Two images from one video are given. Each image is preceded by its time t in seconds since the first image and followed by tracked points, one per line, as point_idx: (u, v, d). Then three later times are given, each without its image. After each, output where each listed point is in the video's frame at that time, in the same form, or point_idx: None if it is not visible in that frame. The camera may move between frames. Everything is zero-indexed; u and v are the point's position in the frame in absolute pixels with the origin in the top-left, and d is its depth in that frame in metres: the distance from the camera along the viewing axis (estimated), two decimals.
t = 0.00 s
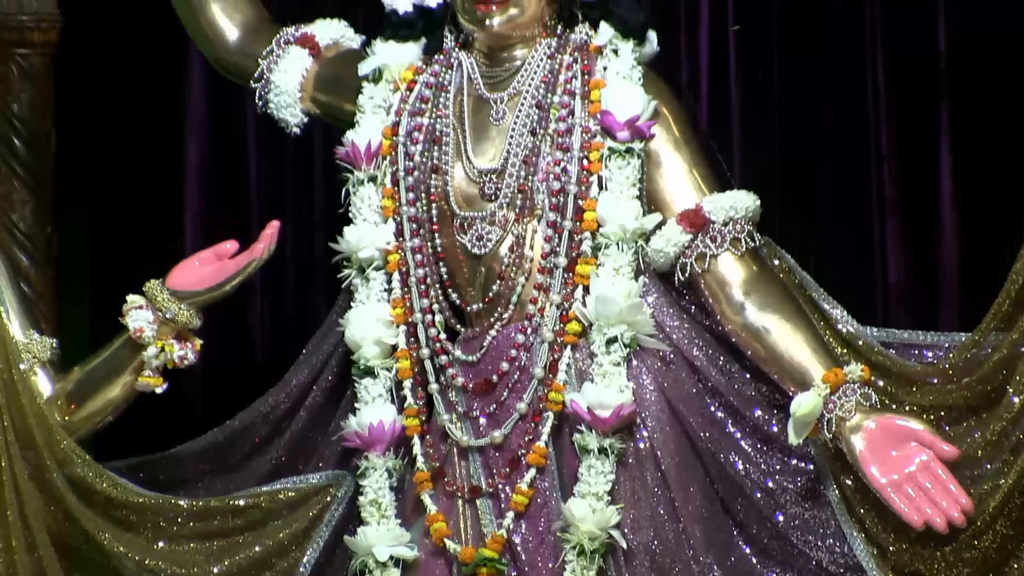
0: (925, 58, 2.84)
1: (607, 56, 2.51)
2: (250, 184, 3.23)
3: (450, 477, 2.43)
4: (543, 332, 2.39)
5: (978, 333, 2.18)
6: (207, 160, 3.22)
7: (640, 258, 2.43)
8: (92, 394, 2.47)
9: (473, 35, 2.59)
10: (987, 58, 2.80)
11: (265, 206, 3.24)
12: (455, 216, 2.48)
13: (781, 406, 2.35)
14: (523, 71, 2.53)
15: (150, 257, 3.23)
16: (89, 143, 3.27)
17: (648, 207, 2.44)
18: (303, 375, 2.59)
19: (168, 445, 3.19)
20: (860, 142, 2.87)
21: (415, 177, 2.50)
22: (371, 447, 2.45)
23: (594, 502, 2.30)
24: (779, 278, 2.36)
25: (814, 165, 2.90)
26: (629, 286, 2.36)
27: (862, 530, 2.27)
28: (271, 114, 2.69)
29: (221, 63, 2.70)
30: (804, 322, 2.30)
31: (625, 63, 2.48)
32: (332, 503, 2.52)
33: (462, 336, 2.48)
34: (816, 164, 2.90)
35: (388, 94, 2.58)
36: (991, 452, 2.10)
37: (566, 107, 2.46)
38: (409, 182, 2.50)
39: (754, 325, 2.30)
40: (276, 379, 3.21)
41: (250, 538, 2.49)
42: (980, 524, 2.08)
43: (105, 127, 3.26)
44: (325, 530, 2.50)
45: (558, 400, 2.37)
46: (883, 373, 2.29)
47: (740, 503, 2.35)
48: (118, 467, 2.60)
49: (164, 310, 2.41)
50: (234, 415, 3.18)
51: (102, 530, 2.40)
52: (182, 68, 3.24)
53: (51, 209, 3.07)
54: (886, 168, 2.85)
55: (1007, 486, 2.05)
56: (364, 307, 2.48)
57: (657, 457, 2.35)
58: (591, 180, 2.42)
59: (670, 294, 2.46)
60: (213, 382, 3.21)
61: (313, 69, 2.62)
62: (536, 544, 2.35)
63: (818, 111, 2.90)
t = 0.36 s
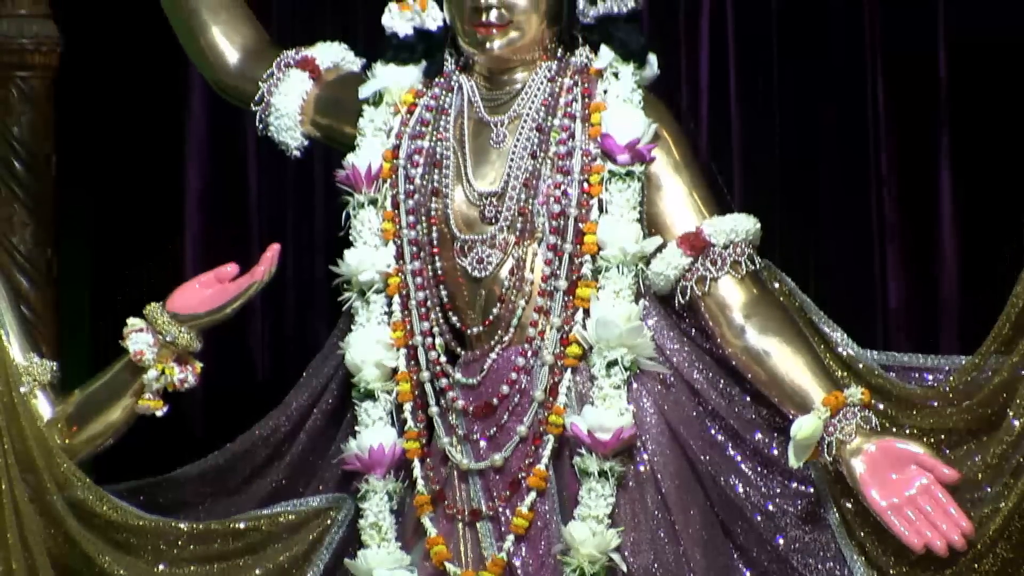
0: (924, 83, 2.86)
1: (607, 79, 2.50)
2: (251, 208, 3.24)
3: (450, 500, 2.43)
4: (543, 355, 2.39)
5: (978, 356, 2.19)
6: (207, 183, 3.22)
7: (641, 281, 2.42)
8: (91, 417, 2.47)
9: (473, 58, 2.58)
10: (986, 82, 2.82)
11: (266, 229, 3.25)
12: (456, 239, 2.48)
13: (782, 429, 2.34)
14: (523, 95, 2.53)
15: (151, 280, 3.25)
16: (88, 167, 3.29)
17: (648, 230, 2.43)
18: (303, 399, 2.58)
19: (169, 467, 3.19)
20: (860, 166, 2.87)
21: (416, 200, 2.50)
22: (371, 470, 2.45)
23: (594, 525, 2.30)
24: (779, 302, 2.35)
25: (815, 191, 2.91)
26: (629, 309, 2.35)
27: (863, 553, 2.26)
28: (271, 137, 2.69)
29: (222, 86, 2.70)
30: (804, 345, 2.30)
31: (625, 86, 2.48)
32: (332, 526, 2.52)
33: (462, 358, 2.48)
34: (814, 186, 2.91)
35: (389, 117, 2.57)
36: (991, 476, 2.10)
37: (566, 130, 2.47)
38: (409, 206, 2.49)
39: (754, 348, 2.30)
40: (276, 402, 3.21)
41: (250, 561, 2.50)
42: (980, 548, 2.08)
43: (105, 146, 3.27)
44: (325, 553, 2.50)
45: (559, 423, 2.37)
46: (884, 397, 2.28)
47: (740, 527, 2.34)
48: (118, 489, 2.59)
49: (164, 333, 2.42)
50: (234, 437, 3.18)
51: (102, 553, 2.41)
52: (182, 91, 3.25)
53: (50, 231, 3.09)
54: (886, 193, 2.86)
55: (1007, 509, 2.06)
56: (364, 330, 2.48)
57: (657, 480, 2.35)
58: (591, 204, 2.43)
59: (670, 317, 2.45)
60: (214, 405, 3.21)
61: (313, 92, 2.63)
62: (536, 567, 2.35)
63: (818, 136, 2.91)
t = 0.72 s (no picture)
0: (925, 111, 2.88)
1: (608, 107, 2.49)
2: (251, 235, 3.26)
3: (451, 528, 2.43)
4: (545, 382, 2.39)
5: (978, 384, 2.17)
6: (209, 211, 3.24)
7: (642, 308, 2.42)
8: (91, 445, 2.47)
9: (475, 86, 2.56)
10: (986, 111, 2.83)
11: (270, 258, 3.27)
12: (456, 266, 2.47)
13: (783, 457, 2.33)
14: (524, 123, 2.52)
15: (153, 306, 3.29)
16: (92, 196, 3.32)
17: (648, 257, 2.43)
18: (304, 426, 2.59)
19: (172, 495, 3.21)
20: (860, 194, 2.93)
21: (417, 227, 2.50)
22: (372, 497, 2.45)
23: (594, 552, 2.31)
24: (780, 330, 2.34)
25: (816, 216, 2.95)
26: (630, 336, 2.34)
27: None
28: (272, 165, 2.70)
29: (224, 113, 2.71)
30: (805, 373, 2.29)
31: (626, 114, 2.46)
32: (332, 553, 2.52)
33: (463, 386, 2.47)
34: (817, 211, 2.95)
35: (390, 145, 2.58)
36: (992, 503, 2.09)
37: (567, 158, 2.45)
38: (410, 233, 2.50)
39: (755, 375, 2.29)
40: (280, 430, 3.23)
41: None
42: None
43: (103, 171, 3.31)
44: None
45: (559, 451, 2.36)
46: (884, 425, 2.28)
47: (741, 554, 2.34)
48: (120, 517, 2.60)
49: (165, 360, 2.42)
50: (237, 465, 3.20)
51: None
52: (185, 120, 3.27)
53: (53, 258, 3.13)
54: (887, 219, 2.90)
55: (1008, 537, 2.04)
56: (366, 357, 2.48)
57: (658, 508, 2.35)
58: (592, 231, 2.41)
59: (671, 343, 2.44)
60: (217, 433, 3.23)
61: (313, 120, 2.64)
62: None
63: (819, 164, 2.95)
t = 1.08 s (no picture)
0: (926, 141, 2.89)
1: (607, 134, 2.50)
2: (251, 262, 3.27)
3: (451, 554, 2.42)
4: (544, 409, 2.39)
5: (978, 411, 2.17)
6: (209, 237, 3.26)
7: (642, 335, 2.42)
8: (91, 471, 2.47)
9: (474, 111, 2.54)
10: (986, 138, 2.85)
11: (269, 284, 3.28)
12: (456, 293, 2.47)
13: (783, 484, 2.33)
14: (523, 149, 2.52)
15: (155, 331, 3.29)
16: (93, 229, 3.33)
17: (648, 284, 2.43)
18: (303, 453, 2.59)
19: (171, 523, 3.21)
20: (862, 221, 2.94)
21: (416, 254, 2.50)
22: (372, 524, 2.45)
23: None
24: (780, 356, 2.34)
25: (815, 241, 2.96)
26: (630, 363, 2.35)
27: None
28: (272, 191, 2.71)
29: (222, 140, 2.72)
30: (804, 400, 2.29)
31: (626, 141, 2.47)
32: None
33: (463, 413, 2.46)
34: (820, 238, 2.96)
35: (389, 171, 2.58)
36: (992, 530, 2.08)
37: (567, 184, 2.45)
38: (410, 259, 2.50)
39: (755, 402, 2.29)
40: (279, 456, 3.23)
41: None
42: None
43: (107, 198, 3.32)
44: None
45: (559, 477, 2.36)
46: (884, 451, 2.28)
47: None
48: (118, 543, 2.58)
49: (166, 387, 2.42)
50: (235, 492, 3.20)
51: None
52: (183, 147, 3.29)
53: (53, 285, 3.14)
54: (887, 246, 2.90)
55: (1008, 563, 2.04)
56: (365, 384, 2.49)
57: (659, 534, 2.35)
58: (591, 258, 2.41)
59: (671, 370, 2.44)
60: (215, 460, 3.23)
61: (313, 146, 2.65)
62: None
63: (818, 189, 2.97)
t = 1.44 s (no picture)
0: (925, 163, 2.91)
1: (608, 158, 2.50)
2: (251, 289, 3.29)
3: None
4: (545, 433, 2.38)
5: (979, 435, 2.17)
6: (210, 261, 3.28)
7: (643, 359, 2.42)
8: (92, 496, 2.47)
9: (475, 136, 2.55)
10: (986, 160, 2.87)
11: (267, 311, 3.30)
12: (457, 317, 2.47)
13: (784, 508, 2.33)
14: (524, 174, 2.52)
15: (157, 353, 3.30)
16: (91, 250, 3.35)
17: (649, 308, 2.43)
18: (305, 477, 2.59)
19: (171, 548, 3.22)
20: (861, 246, 2.95)
21: (418, 278, 2.51)
22: (373, 548, 2.45)
23: None
24: (781, 381, 2.34)
25: (815, 263, 2.97)
26: (630, 387, 2.35)
27: None
28: (273, 216, 2.71)
29: (223, 164, 2.72)
30: (805, 424, 2.29)
31: (627, 164, 2.47)
32: None
33: (464, 436, 2.47)
34: (818, 265, 2.97)
35: (390, 195, 2.59)
36: (993, 554, 2.08)
37: (568, 208, 2.46)
38: (411, 283, 2.50)
39: (756, 426, 2.29)
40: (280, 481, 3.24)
41: None
42: None
43: (106, 220, 3.34)
44: None
45: (560, 502, 2.36)
46: (886, 475, 2.27)
47: None
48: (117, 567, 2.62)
49: (166, 411, 2.42)
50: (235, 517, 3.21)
51: None
52: (184, 169, 3.30)
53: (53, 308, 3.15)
54: (888, 271, 2.91)
55: None
56: (366, 408, 2.48)
57: (659, 559, 2.35)
58: (592, 282, 2.42)
59: (672, 396, 2.44)
60: (215, 485, 3.25)
61: (313, 171, 2.65)
62: None
63: (818, 212, 2.98)
